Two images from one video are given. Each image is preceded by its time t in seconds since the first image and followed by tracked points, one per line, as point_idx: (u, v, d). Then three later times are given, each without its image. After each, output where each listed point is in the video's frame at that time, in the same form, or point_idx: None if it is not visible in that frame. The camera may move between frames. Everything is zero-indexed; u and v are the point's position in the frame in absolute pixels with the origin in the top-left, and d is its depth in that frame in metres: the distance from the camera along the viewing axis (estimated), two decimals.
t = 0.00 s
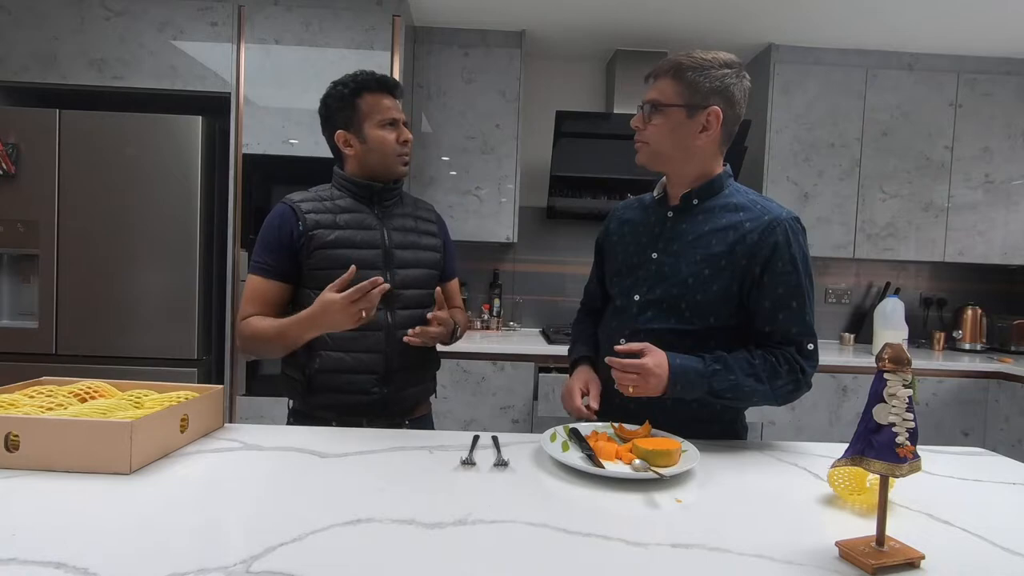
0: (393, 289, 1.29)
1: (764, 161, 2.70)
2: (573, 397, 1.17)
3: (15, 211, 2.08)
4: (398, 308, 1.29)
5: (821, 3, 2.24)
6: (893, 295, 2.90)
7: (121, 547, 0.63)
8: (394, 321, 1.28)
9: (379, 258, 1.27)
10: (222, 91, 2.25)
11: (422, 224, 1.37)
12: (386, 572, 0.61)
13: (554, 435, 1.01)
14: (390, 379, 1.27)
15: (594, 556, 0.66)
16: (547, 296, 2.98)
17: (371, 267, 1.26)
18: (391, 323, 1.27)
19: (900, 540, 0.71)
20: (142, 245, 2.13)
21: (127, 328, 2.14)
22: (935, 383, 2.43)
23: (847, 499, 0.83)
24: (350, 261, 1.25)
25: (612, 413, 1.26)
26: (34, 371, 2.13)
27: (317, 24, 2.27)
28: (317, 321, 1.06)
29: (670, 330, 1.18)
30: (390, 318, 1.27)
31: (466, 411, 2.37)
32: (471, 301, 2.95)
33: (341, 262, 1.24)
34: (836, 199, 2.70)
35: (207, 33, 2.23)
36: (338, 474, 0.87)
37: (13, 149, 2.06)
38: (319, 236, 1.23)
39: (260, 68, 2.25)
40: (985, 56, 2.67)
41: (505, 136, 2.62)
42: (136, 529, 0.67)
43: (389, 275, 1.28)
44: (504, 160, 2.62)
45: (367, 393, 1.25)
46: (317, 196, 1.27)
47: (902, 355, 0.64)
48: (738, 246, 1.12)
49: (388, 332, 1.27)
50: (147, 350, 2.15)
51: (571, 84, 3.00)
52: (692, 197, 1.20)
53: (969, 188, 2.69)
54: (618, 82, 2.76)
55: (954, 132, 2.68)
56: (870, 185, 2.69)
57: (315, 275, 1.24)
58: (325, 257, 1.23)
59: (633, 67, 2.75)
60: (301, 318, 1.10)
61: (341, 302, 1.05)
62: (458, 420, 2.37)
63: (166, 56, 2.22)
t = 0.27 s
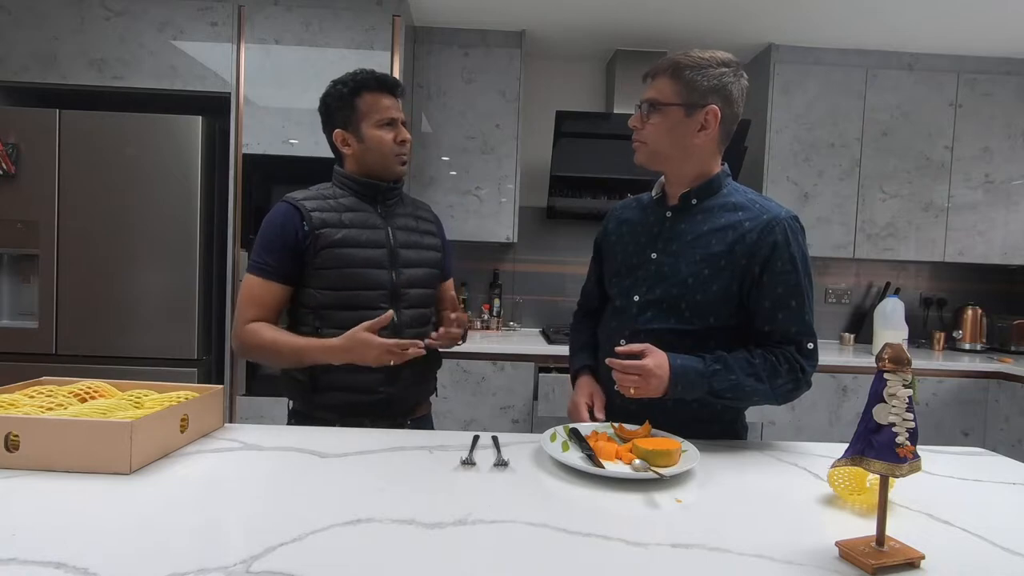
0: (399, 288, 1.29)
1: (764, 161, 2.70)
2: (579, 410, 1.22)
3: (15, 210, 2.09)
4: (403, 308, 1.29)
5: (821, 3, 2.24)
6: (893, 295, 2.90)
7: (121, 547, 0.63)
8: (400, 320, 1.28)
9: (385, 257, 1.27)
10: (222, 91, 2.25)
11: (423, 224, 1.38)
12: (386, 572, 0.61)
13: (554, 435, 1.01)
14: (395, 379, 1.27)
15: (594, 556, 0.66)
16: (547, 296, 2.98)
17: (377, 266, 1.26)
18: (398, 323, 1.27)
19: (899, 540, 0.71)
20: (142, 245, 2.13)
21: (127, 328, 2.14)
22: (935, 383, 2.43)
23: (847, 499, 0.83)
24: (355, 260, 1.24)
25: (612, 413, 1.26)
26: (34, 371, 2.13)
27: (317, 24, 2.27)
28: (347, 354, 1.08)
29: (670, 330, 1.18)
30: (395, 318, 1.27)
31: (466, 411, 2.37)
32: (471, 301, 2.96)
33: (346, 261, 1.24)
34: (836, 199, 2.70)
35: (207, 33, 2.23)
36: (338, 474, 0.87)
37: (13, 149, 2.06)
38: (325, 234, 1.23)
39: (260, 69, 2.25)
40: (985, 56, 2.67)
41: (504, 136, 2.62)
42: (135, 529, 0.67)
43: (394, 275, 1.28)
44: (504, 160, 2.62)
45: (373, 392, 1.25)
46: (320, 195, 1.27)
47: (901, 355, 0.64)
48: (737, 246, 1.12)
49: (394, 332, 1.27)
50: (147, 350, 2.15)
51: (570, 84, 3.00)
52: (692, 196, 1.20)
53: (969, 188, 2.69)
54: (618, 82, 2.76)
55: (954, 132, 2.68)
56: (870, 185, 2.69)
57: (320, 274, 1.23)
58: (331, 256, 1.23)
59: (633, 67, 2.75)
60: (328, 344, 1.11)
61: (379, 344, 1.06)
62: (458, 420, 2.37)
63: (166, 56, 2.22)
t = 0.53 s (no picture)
0: (399, 289, 1.29)
1: (764, 161, 2.70)
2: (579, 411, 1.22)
3: (15, 210, 2.09)
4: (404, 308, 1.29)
5: (821, 3, 2.24)
6: (893, 295, 2.90)
7: (121, 547, 0.63)
8: (401, 321, 1.28)
9: (385, 258, 1.27)
10: (222, 91, 2.25)
11: (423, 224, 1.38)
12: (385, 572, 0.61)
13: (554, 435, 1.01)
14: (397, 379, 1.28)
15: (594, 556, 0.66)
16: (547, 296, 2.98)
17: (376, 267, 1.26)
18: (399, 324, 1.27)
19: (899, 540, 0.71)
20: (142, 245, 2.13)
21: (127, 328, 2.14)
22: (935, 383, 2.43)
23: (847, 499, 0.83)
24: (355, 261, 1.24)
25: (612, 413, 1.26)
26: (34, 371, 2.13)
27: (317, 24, 2.27)
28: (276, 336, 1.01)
29: (670, 330, 1.18)
30: (396, 319, 1.27)
31: (466, 411, 2.37)
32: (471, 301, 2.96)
33: (346, 262, 1.24)
34: (836, 199, 2.70)
35: (207, 33, 2.23)
36: (337, 474, 0.87)
37: (13, 149, 2.06)
38: (323, 236, 1.23)
39: (260, 69, 2.25)
40: (985, 56, 2.67)
41: (504, 136, 2.62)
42: (135, 529, 0.67)
43: (394, 276, 1.28)
44: (504, 160, 2.62)
45: (375, 394, 1.25)
46: (319, 196, 1.27)
47: (901, 354, 0.64)
48: (736, 246, 1.12)
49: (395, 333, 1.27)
50: (147, 350, 2.15)
51: (570, 84, 3.00)
52: (691, 197, 1.20)
53: (969, 188, 2.69)
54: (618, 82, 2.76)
55: (954, 132, 2.68)
56: (870, 185, 2.69)
57: (319, 275, 1.23)
58: (332, 257, 1.23)
59: (633, 67, 2.75)
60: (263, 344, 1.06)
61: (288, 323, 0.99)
62: (458, 420, 2.37)
63: (166, 56, 2.22)
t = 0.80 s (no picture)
0: (398, 289, 1.29)
1: (764, 161, 2.70)
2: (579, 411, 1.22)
3: (15, 210, 2.09)
4: (403, 309, 1.29)
5: (821, 3, 2.24)
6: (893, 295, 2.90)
7: (121, 547, 0.63)
8: (399, 322, 1.28)
9: (383, 258, 1.27)
10: (222, 91, 2.25)
11: (423, 224, 1.38)
12: (385, 572, 0.61)
13: (554, 435, 1.01)
14: (396, 380, 1.28)
15: (594, 556, 0.66)
16: (547, 296, 2.98)
17: (375, 268, 1.26)
18: (397, 325, 1.28)
19: (900, 540, 0.71)
20: (142, 245, 2.13)
21: (127, 328, 2.14)
22: (935, 383, 2.43)
23: (847, 500, 0.83)
24: (354, 261, 1.24)
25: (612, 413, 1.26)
26: (34, 371, 2.13)
27: (317, 24, 2.27)
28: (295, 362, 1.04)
29: (670, 330, 1.18)
30: (395, 319, 1.27)
31: (466, 411, 2.37)
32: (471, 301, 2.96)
33: (345, 262, 1.24)
34: (836, 199, 2.70)
35: (207, 33, 2.23)
36: (337, 474, 0.87)
37: (13, 149, 2.06)
38: (321, 236, 1.23)
39: (260, 69, 2.25)
40: (985, 56, 2.67)
41: (504, 136, 2.62)
42: (135, 529, 0.67)
43: (393, 276, 1.28)
44: (504, 160, 2.62)
45: (375, 396, 1.25)
46: (319, 196, 1.27)
47: (902, 354, 0.64)
48: (736, 246, 1.12)
49: (393, 333, 1.27)
50: (147, 350, 2.15)
51: (571, 84, 3.00)
52: (691, 197, 1.20)
53: (969, 188, 2.69)
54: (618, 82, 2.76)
55: (954, 132, 2.68)
56: (870, 185, 2.69)
57: (317, 276, 1.23)
58: (331, 257, 1.23)
59: (633, 67, 2.75)
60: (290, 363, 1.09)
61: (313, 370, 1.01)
62: (458, 420, 2.38)
63: (166, 56, 2.22)
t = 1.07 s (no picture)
0: (397, 289, 1.28)
1: (764, 161, 2.70)
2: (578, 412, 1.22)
3: (15, 210, 2.09)
4: (402, 309, 1.29)
5: (822, 3, 2.24)
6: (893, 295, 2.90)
7: (121, 547, 0.63)
8: (398, 322, 1.28)
9: (383, 258, 1.27)
10: (222, 91, 2.25)
11: (425, 225, 1.38)
12: (385, 572, 0.61)
13: (554, 435, 1.01)
14: (395, 380, 1.27)
15: (594, 556, 0.66)
16: (547, 296, 2.98)
17: (375, 267, 1.26)
18: (396, 324, 1.27)
19: (899, 540, 0.71)
20: (142, 245, 2.13)
21: (127, 328, 2.14)
22: (935, 383, 2.43)
23: (847, 499, 0.83)
24: (354, 261, 1.24)
25: (612, 413, 1.26)
26: (34, 371, 2.13)
27: (317, 24, 2.27)
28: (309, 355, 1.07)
29: (670, 331, 1.18)
30: (393, 319, 1.27)
31: (466, 411, 2.37)
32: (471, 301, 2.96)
33: (345, 262, 1.24)
34: (836, 199, 2.70)
35: (207, 33, 2.23)
36: (338, 474, 0.87)
37: (13, 149, 2.06)
38: (320, 236, 1.23)
39: (261, 69, 2.25)
40: (985, 56, 2.67)
41: (504, 136, 2.62)
42: (135, 529, 0.67)
43: (392, 276, 1.28)
44: (504, 160, 2.62)
45: (373, 395, 1.25)
46: (321, 196, 1.27)
47: (901, 354, 0.64)
48: (737, 246, 1.12)
49: (392, 333, 1.27)
50: (147, 350, 2.15)
51: (571, 84, 3.00)
52: (692, 197, 1.20)
53: (969, 188, 2.69)
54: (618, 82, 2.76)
55: (954, 132, 2.68)
56: (870, 185, 2.69)
57: (317, 276, 1.23)
58: (331, 257, 1.23)
59: (633, 67, 2.75)
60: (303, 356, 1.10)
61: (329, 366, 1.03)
62: (458, 420, 2.38)
63: (166, 56, 2.22)
